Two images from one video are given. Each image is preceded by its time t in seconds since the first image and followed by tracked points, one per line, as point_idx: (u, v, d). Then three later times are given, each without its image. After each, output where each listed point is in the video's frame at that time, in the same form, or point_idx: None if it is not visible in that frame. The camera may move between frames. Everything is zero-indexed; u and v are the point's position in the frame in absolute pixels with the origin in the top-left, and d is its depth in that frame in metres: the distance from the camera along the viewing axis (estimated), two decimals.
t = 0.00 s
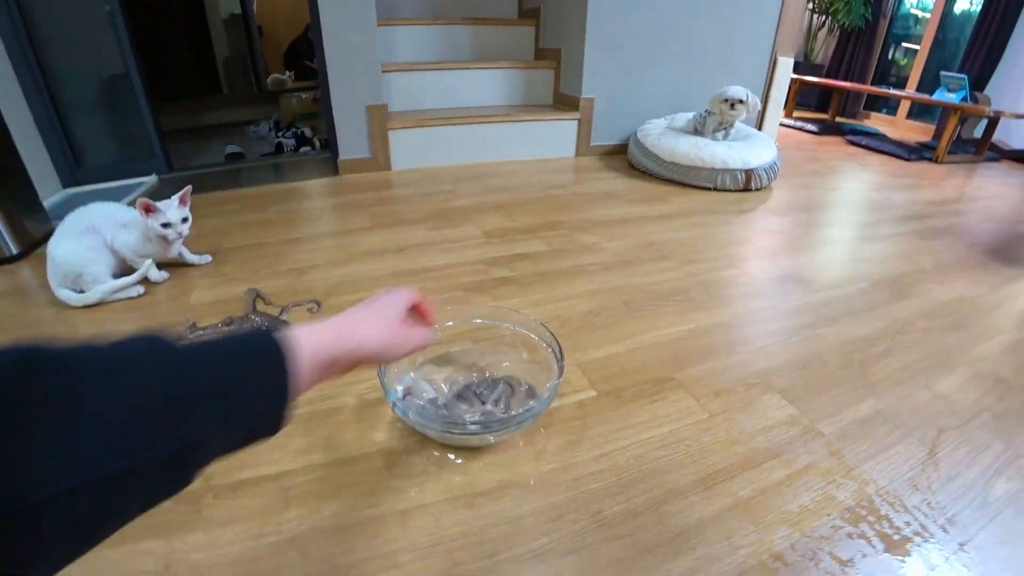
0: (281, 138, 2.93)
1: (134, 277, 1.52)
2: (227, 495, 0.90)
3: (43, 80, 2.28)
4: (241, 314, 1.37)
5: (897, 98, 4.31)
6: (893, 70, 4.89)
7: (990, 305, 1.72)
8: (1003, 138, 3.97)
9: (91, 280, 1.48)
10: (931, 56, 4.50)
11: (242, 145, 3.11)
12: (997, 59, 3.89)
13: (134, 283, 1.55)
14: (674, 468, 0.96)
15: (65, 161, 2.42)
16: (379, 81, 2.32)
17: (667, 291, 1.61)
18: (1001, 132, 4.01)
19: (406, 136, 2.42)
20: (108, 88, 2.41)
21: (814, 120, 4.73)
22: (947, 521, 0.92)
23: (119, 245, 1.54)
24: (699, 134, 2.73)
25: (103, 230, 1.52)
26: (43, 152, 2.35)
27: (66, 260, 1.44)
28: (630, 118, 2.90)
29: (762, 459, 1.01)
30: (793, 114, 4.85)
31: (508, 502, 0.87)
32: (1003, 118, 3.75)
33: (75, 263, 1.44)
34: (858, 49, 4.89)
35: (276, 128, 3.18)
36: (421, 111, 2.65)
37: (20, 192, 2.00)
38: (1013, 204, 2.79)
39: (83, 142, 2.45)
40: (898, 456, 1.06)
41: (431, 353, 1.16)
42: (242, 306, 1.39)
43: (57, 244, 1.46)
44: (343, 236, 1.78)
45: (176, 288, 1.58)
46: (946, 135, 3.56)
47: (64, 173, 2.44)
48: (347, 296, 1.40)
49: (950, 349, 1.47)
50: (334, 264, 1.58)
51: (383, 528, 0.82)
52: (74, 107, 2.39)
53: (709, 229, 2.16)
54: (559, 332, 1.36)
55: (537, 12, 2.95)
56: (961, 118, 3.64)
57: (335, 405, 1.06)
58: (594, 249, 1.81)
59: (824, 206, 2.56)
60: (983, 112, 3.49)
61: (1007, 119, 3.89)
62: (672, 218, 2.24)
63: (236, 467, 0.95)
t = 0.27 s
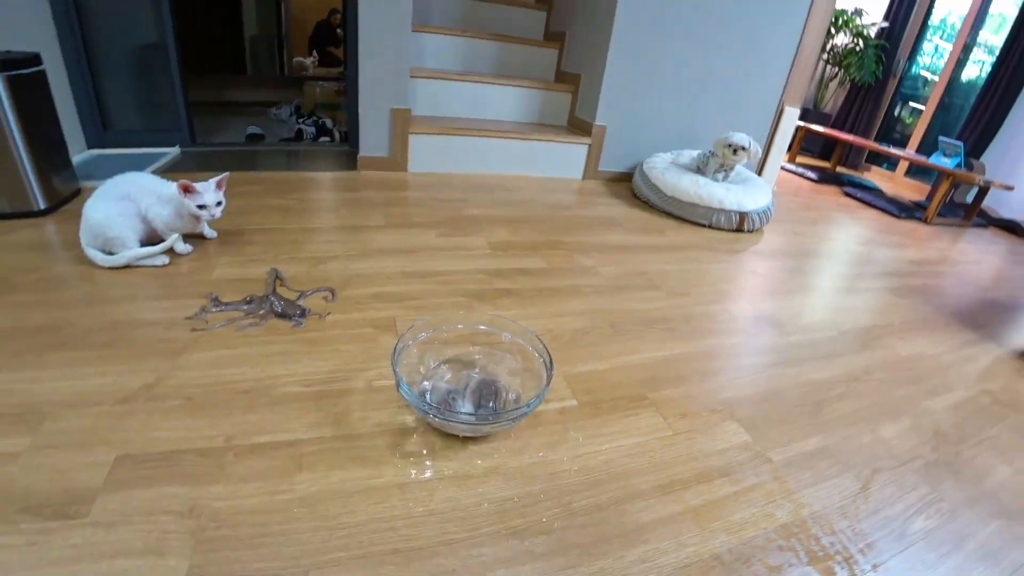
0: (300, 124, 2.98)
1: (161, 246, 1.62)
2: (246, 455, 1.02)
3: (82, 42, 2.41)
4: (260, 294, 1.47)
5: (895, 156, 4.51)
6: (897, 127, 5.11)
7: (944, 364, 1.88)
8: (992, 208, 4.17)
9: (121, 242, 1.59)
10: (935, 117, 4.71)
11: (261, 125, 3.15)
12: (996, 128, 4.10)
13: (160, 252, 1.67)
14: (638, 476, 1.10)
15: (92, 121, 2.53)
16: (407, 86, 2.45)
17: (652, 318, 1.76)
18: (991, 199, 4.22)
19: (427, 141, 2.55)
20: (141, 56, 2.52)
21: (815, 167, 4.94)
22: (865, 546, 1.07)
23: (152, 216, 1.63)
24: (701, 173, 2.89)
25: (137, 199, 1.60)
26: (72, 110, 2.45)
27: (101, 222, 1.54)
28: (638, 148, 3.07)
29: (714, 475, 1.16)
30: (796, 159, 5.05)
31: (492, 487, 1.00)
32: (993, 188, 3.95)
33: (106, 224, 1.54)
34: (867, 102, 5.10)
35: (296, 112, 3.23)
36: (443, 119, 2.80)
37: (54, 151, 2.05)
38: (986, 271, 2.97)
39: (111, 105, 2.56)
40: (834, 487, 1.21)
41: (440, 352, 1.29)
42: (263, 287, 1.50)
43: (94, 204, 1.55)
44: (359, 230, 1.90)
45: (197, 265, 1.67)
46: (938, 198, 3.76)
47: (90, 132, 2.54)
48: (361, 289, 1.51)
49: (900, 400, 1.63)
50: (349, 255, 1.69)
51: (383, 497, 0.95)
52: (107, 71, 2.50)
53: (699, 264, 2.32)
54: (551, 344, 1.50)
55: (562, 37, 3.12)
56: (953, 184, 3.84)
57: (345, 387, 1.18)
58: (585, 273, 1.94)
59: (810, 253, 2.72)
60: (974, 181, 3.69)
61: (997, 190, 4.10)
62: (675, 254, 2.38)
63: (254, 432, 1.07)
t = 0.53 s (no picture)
0: (330, 134, 3.02)
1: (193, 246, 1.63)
2: (277, 473, 1.02)
3: (132, 35, 2.45)
4: (291, 307, 1.46)
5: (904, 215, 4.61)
6: (909, 185, 5.26)
7: (950, 429, 1.92)
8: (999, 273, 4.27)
9: (157, 239, 1.60)
10: (947, 178, 4.90)
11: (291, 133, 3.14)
12: (1007, 194, 4.25)
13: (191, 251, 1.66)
14: (658, 523, 1.12)
15: (131, 112, 2.55)
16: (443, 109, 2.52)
17: (669, 364, 1.80)
18: (998, 263, 4.32)
19: (457, 166, 2.62)
20: (185, 52, 2.54)
21: (826, 220, 5.04)
22: None
23: (191, 218, 1.63)
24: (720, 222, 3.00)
25: (178, 199, 1.61)
26: (113, 100, 2.48)
27: (138, 218, 1.55)
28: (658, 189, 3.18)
29: (730, 526, 1.18)
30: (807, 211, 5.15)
31: (518, 524, 1.02)
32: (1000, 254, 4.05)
33: (140, 221, 1.56)
34: (880, 159, 5.23)
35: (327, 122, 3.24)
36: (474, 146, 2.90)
37: (96, 141, 1.99)
38: (992, 337, 3.03)
39: (153, 99, 2.58)
40: (846, 547, 1.23)
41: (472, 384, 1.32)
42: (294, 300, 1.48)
43: (133, 200, 1.56)
44: (389, 248, 1.92)
45: (229, 271, 1.64)
46: (947, 261, 3.84)
47: (126, 122, 2.56)
48: (391, 311, 1.52)
49: (908, 462, 1.65)
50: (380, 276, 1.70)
51: (414, 527, 0.97)
52: (151, 65, 2.53)
53: (711, 311, 2.38)
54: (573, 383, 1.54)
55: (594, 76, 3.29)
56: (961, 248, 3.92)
57: (375, 412, 1.19)
58: (607, 312, 2.01)
59: (819, 308, 2.78)
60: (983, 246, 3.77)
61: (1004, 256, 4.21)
62: (681, 295, 2.45)
63: (285, 450, 1.07)
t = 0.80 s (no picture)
0: (377, 180, 3.10)
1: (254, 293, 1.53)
2: (358, 548, 0.91)
3: (195, 90, 2.55)
4: (356, 361, 1.38)
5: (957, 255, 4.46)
6: (954, 223, 5.12)
7: None
8: None
9: (220, 286, 1.51)
10: (997, 216, 4.73)
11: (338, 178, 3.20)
12: None
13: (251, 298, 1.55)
14: None
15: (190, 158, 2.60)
16: (494, 158, 2.56)
17: (740, 421, 1.72)
18: None
19: (507, 214, 2.65)
20: (243, 104, 2.66)
21: (870, 260, 4.91)
22: None
23: (253, 265, 1.55)
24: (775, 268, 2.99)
25: (242, 247, 1.54)
26: (175, 147, 2.53)
27: (199, 265, 1.47)
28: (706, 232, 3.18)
29: None
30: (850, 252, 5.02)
31: None
32: None
33: (203, 267, 1.47)
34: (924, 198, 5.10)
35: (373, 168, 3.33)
36: (524, 193, 2.97)
37: (160, 185, 1.98)
38: None
39: (210, 147, 2.66)
40: None
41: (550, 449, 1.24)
42: (360, 351, 1.43)
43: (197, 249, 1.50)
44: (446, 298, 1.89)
45: (294, 320, 1.53)
46: (1006, 302, 3.64)
47: (185, 168, 2.60)
48: (457, 367, 1.47)
49: (1017, 532, 1.50)
50: (444, 329, 1.64)
51: None
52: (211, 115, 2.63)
53: (770, 362, 2.29)
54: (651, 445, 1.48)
55: (639, 124, 3.41)
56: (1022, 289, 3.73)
57: (455, 478, 1.11)
58: (677, 368, 1.99)
59: (880, 357, 2.65)
60: None
61: None
62: (732, 346, 2.38)
63: (365, 521, 0.96)
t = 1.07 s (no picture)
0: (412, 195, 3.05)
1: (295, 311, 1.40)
2: None
3: (235, 99, 2.53)
4: (404, 387, 1.26)
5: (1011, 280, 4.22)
6: (999, 245, 4.91)
7: None
8: None
9: (261, 304, 1.39)
10: None
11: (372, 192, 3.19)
12: None
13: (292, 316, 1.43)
14: None
15: (228, 168, 2.58)
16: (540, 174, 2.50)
17: (813, 460, 1.57)
18: None
19: (549, 232, 2.56)
20: (281, 115, 2.61)
21: (912, 284, 4.68)
22: None
23: (293, 281, 1.42)
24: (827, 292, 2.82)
25: (283, 262, 1.41)
26: (214, 157, 2.52)
27: (237, 281, 1.34)
28: (753, 254, 3.04)
29: None
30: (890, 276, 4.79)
31: None
32: None
33: (242, 284, 1.34)
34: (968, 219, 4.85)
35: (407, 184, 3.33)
36: (564, 210, 2.89)
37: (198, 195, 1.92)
38: None
39: (247, 157, 2.63)
40: None
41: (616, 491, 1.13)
42: (408, 375, 1.32)
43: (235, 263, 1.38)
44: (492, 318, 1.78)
45: (338, 339, 1.43)
46: None
47: (222, 178, 2.58)
48: (511, 395, 1.35)
49: None
50: (494, 352, 1.53)
51: None
52: (249, 125, 2.60)
53: (834, 394, 2.12)
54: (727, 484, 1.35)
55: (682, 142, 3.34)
56: None
57: (523, 523, 0.98)
58: (739, 399, 1.84)
59: (946, 389, 2.46)
60: None
61: None
62: (791, 376, 2.21)
63: None
